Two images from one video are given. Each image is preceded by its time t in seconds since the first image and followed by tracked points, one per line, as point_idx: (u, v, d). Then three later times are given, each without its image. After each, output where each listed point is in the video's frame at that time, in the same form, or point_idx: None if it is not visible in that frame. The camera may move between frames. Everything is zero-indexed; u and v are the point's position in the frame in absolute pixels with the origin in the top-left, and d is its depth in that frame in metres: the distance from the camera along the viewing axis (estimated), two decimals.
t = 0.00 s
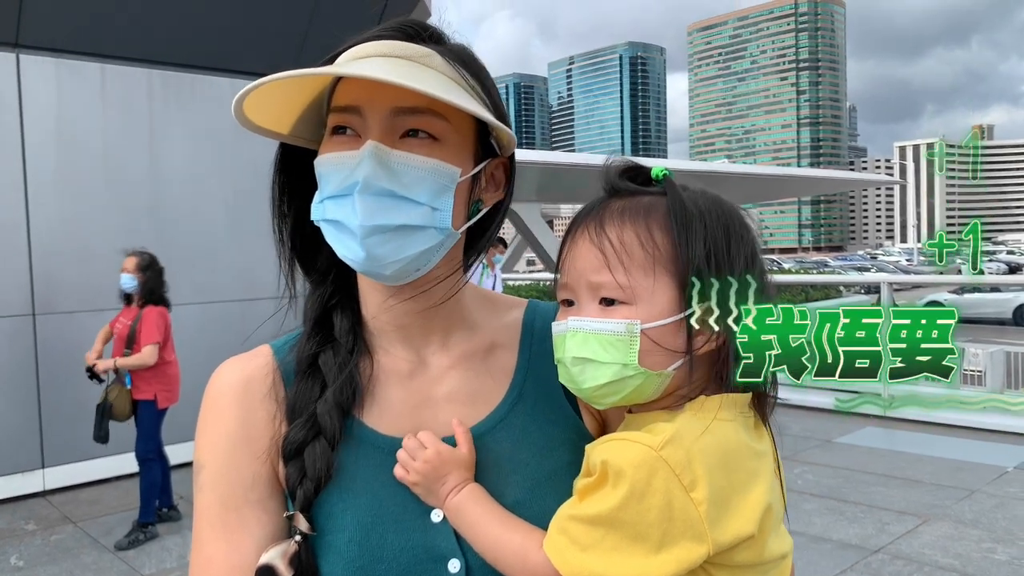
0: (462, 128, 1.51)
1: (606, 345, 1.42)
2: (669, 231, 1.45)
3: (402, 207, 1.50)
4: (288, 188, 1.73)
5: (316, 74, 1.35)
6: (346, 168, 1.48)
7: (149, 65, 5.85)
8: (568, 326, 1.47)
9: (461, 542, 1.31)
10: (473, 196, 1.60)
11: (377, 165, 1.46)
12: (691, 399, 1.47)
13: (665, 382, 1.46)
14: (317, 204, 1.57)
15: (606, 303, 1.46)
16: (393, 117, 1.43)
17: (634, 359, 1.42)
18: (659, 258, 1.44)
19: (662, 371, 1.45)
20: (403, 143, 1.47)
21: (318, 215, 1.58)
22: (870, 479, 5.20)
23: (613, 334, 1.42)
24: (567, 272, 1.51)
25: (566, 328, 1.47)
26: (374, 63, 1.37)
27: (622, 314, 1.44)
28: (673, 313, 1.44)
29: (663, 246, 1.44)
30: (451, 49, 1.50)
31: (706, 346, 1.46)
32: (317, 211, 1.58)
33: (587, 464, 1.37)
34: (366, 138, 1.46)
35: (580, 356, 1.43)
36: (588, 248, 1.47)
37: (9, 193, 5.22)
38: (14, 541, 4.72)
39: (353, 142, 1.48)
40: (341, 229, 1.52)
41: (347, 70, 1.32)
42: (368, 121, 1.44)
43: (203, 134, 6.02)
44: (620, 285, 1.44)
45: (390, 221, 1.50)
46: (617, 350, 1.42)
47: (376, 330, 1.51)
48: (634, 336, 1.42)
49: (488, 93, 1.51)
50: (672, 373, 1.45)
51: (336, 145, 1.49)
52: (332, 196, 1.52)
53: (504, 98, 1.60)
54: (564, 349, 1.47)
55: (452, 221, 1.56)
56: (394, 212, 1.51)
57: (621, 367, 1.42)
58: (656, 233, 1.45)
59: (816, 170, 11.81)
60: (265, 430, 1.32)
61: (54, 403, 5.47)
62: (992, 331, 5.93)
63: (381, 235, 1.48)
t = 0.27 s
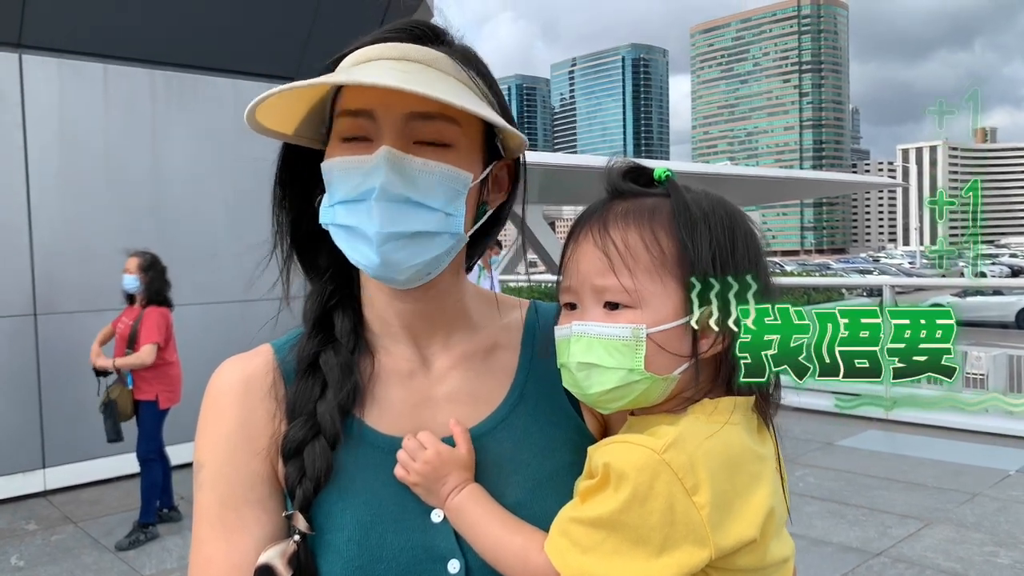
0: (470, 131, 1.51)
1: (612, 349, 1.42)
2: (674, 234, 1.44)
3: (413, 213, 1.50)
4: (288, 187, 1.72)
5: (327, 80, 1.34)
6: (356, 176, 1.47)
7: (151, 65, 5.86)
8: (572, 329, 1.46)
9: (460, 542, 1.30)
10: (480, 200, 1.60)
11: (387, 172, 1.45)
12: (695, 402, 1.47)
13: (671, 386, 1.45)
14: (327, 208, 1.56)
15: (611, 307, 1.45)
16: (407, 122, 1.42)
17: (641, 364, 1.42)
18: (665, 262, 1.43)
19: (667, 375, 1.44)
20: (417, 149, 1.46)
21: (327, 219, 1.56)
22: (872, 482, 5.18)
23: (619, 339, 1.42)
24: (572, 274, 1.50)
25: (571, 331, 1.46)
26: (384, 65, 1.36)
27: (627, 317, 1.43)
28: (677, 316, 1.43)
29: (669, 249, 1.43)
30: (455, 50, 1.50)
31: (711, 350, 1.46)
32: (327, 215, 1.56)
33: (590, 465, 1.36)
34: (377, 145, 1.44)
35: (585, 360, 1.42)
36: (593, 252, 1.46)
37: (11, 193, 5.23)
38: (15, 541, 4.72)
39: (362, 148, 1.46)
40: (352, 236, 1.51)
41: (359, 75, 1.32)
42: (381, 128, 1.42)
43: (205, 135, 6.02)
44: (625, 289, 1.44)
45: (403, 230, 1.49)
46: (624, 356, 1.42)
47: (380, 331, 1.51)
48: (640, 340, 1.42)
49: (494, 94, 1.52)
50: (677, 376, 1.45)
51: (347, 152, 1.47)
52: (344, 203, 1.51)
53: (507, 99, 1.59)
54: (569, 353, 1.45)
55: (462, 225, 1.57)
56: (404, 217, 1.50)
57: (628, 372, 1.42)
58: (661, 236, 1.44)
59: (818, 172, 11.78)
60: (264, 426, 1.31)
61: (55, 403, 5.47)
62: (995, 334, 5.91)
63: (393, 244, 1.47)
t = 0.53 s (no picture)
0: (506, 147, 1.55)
1: (614, 347, 1.42)
2: (676, 233, 1.45)
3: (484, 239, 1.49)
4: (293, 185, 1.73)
5: (369, 185, 1.22)
6: (440, 206, 1.44)
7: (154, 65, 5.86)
8: (574, 328, 1.46)
9: (461, 539, 1.31)
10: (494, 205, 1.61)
11: (475, 200, 1.46)
12: (696, 400, 1.47)
13: (672, 383, 1.45)
14: (398, 239, 1.44)
15: (613, 305, 1.45)
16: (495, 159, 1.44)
17: (642, 361, 1.42)
18: (667, 261, 1.43)
19: (668, 373, 1.44)
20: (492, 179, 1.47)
21: (397, 251, 1.45)
22: (874, 483, 5.17)
23: (620, 336, 1.42)
24: (573, 274, 1.50)
25: (572, 330, 1.47)
26: (420, 145, 1.26)
27: (629, 316, 1.43)
28: (678, 314, 1.43)
29: (671, 249, 1.44)
30: (456, 76, 1.38)
31: (711, 347, 1.45)
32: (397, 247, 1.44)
33: (591, 462, 1.36)
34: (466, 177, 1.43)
35: (587, 358, 1.43)
36: (595, 251, 1.46)
37: (13, 193, 5.24)
38: (17, 540, 4.73)
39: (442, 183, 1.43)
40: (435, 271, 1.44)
41: (413, 176, 1.22)
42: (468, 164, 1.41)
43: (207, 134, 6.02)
44: (627, 287, 1.44)
45: (478, 260, 1.49)
46: (625, 353, 1.41)
47: (394, 330, 1.54)
48: (641, 338, 1.42)
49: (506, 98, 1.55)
50: (678, 374, 1.45)
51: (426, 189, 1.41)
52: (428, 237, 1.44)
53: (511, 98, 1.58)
54: (570, 351, 1.46)
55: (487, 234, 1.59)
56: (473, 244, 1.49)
57: (629, 369, 1.41)
58: (663, 236, 1.45)
59: (821, 173, 11.77)
60: (273, 436, 1.32)
61: (57, 402, 5.48)
62: (997, 335, 5.88)
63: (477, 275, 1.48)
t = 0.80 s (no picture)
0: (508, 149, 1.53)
1: (615, 344, 1.43)
2: (672, 232, 1.46)
3: (492, 238, 1.49)
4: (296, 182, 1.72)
5: (379, 195, 1.23)
6: (447, 208, 1.42)
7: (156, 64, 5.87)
8: (574, 328, 1.46)
9: (464, 538, 1.31)
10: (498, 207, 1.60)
11: (481, 199, 1.44)
12: (696, 395, 1.47)
13: (674, 379, 1.46)
14: (406, 244, 1.42)
15: (612, 303, 1.46)
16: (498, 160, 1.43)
17: (644, 356, 1.42)
18: (663, 258, 1.44)
19: (671, 368, 1.45)
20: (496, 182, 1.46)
21: (404, 256, 1.43)
22: (874, 484, 5.17)
23: (622, 333, 1.43)
24: (572, 273, 1.51)
25: (573, 330, 1.46)
26: (427, 151, 1.26)
27: (630, 313, 1.44)
28: (677, 309, 1.44)
29: (667, 246, 1.44)
30: (453, 76, 1.38)
31: (710, 342, 1.46)
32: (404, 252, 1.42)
33: (594, 457, 1.37)
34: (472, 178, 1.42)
35: (589, 356, 1.43)
36: (593, 250, 1.47)
37: (15, 192, 5.25)
38: (18, 538, 4.74)
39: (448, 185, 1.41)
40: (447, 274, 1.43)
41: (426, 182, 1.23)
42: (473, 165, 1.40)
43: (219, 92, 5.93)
44: (626, 284, 1.44)
45: (485, 260, 1.49)
46: (627, 349, 1.42)
47: (398, 329, 1.54)
48: (642, 334, 1.43)
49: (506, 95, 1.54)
50: (680, 370, 1.46)
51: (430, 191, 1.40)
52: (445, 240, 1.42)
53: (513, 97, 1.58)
54: (571, 352, 1.45)
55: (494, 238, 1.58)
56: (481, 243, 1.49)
57: (632, 365, 1.42)
58: (657, 233, 1.45)
59: (822, 173, 11.76)
60: (276, 437, 1.33)
61: (59, 400, 5.49)
62: (998, 336, 5.87)
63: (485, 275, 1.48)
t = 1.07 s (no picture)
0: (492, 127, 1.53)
1: (627, 342, 1.40)
2: (679, 228, 1.47)
3: (489, 220, 1.53)
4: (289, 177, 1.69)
5: (370, 172, 1.22)
6: (446, 192, 1.44)
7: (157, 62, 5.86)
8: (584, 326, 1.44)
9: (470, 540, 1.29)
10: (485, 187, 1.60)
11: (475, 182, 1.45)
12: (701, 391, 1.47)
13: (684, 375, 1.46)
14: (404, 232, 1.43)
15: (623, 298, 1.44)
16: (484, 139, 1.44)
17: (657, 352, 1.41)
18: (671, 254, 1.45)
19: (682, 364, 1.45)
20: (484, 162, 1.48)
21: (403, 244, 1.45)
22: (875, 483, 5.17)
23: (634, 329, 1.41)
24: (578, 270, 1.49)
25: (581, 329, 1.44)
26: (415, 129, 1.25)
27: (640, 308, 1.43)
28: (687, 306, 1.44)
29: (674, 242, 1.45)
30: (440, 62, 1.38)
31: (718, 338, 1.46)
32: (403, 239, 1.44)
33: (599, 455, 1.38)
34: (466, 162, 1.43)
35: (600, 354, 1.41)
36: (602, 245, 1.46)
37: (16, 189, 5.25)
38: (19, 535, 4.74)
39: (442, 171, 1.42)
40: (445, 260, 1.45)
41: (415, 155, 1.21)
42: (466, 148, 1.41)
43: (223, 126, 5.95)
44: (637, 279, 1.43)
45: (484, 244, 1.52)
46: (639, 346, 1.40)
47: (396, 328, 1.53)
48: (654, 330, 1.42)
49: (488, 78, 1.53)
50: (690, 366, 1.46)
51: (425, 178, 1.41)
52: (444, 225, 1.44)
53: (504, 87, 1.58)
54: (581, 348, 1.43)
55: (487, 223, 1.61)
56: (479, 226, 1.52)
57: (645, 361, 1.41)
58: (663, 229, 1.47)
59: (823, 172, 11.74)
60: (280, 434, 1.32)
61: (59, 397, 5.49)
62: (998, 335, 5.86)
63: (484, 258, 1.52)
